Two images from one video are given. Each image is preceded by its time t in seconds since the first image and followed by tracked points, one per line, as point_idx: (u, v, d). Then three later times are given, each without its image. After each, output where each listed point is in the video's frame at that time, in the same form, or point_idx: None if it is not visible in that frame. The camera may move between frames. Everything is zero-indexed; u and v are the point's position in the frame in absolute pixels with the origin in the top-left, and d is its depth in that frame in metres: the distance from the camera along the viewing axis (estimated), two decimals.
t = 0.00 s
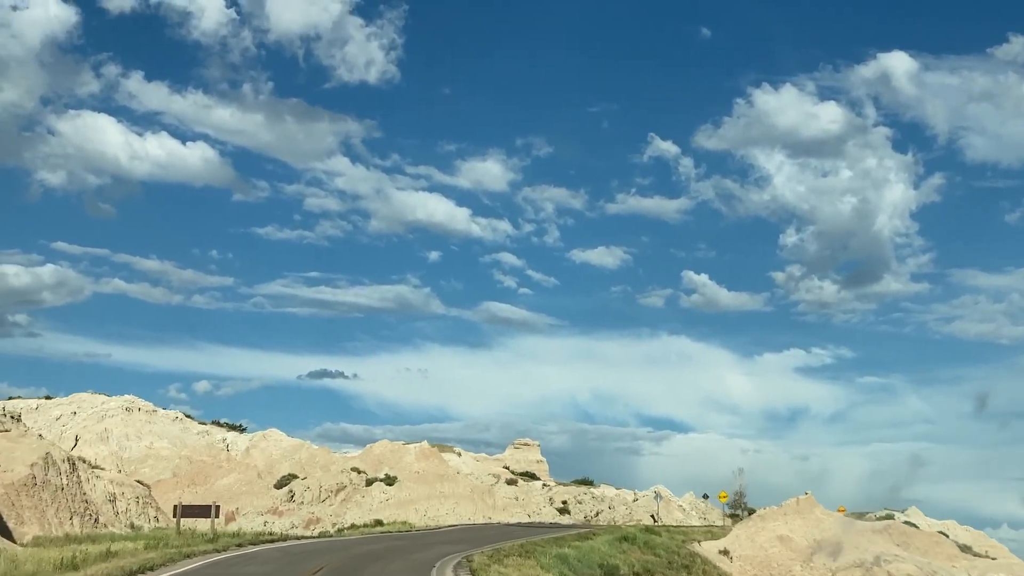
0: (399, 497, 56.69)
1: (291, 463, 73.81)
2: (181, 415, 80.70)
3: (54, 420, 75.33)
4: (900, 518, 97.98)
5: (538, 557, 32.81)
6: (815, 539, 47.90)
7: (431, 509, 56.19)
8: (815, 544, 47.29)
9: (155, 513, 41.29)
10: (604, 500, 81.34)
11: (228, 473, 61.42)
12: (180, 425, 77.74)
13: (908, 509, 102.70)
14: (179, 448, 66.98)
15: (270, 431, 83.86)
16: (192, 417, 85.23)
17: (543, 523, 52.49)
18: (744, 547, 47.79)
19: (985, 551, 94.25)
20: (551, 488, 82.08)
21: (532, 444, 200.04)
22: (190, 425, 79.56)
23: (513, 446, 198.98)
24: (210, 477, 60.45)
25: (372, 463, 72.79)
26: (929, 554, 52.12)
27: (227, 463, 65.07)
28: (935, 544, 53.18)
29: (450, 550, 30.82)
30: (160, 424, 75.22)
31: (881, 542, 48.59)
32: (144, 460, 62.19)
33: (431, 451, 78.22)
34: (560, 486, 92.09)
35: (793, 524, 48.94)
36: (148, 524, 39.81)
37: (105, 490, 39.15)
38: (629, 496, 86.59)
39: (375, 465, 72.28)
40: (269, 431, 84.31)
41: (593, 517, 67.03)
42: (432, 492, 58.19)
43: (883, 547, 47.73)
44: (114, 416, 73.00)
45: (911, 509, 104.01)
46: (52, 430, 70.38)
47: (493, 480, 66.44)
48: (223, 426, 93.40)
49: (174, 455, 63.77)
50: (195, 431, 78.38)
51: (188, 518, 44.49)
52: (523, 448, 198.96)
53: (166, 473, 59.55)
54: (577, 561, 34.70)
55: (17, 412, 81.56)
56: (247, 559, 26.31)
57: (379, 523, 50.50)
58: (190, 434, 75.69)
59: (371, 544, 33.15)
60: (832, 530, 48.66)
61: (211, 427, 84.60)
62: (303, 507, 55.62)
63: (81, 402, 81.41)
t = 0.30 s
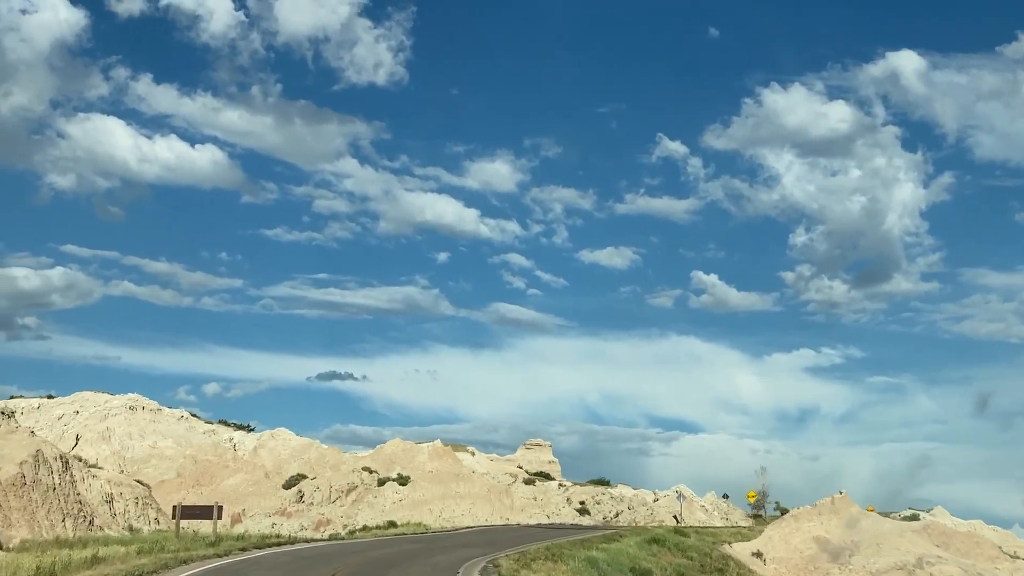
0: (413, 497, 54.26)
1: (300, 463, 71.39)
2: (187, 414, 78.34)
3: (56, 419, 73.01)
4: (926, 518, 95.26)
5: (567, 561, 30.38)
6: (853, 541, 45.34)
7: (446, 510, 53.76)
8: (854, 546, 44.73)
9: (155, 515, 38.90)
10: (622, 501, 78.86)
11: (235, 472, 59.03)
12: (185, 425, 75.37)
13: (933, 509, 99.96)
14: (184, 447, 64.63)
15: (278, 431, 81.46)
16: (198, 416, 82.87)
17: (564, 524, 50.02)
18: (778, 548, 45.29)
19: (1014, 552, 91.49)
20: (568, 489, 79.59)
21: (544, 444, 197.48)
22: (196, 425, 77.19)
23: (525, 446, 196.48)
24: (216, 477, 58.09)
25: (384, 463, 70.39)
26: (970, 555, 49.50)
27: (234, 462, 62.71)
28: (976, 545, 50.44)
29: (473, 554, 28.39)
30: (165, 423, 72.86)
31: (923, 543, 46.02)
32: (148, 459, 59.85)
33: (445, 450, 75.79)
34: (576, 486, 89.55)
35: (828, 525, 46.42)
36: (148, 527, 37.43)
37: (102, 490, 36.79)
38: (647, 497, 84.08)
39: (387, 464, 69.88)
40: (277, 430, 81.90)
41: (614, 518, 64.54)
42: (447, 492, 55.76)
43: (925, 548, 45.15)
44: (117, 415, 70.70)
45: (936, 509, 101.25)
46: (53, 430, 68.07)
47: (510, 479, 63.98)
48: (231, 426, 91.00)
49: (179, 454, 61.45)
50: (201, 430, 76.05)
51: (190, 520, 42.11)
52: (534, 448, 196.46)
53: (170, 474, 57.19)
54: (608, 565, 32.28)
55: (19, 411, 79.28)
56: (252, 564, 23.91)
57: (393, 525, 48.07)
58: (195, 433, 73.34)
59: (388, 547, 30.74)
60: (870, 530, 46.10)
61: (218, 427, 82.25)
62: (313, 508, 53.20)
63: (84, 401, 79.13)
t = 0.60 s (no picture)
0: (423, 498, 51.94)
1: (305, 462, 69.06)
2: (189, 413, 76.02)
3: (54, 418, 70.75)
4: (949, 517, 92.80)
5: (595, 565, 28.05)
6: (888, 542, 43.05)
7: (458, 511, 51.44)
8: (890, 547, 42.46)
9: (150, 516, 36.58)
10: (638, 501, 76.56)
11: (237, 472, 56.72)
12: (187, 424, 73.08)
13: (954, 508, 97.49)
14: (185, 446, 62.33)
15: (283, 430, 79.12)
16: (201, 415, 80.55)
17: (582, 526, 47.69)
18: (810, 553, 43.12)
19: None
20: (582, 489, 77.29)
21: (552, 444, 195.12)
22: (198, 424, 74.89)
23: (532, 447, 194.17)
24: (217, 477, 55.76)
25: (392, 462, 68.05)
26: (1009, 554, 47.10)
27: (237, 461, 60.40)
28: (1015, 545, 47.99)
29: (494, 558, 26.05)
30: (166, 422, 70.58)
31: (961, 543, 43.67)
32: (147, 459, 57.53)
33: (455, 449, 73.47)
34: (589, 486, 87.13)
35: (861, 527, 44.12)
36: (142, 529, 35.13)
37: (93, 490, 34.48)
38: (663, 497, 81.79)
39: (395, 463, 67.55)
40: (282, 430, 79.59)
41: (631, 520, 62.21)
42: (459, 492, 53.45)
43: (965, 549, 42.78)
44: (116, 414, 68.41)
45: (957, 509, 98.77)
46: (51, 429, 65.78)
47: (523, 479, 61.65)
48: (234, 425, 88.66)
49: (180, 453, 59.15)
50: (203, 430, 73.74)
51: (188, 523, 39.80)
52: (542, 448, 194.13)
53: (169, 475, 54.86)
54: (637, 569, 29.95)
55: (16, 410, 77.03)
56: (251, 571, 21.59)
57: (404, 526, 45.73)
58: (197, 433, 71.04)
59: (400, 550, 28.39)
60: (905, 531, 43.75)
61: (222, 426, 79.97)
62: (318, 509, 50.89)
63: (83, 399, 76.86)
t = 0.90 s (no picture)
0: (429, 498, 49.62)
1: (305, 463, 66.71)
2: (185, 412, 73.69)
3: (45, 417, 68.46)
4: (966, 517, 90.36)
5: (620, 570, 25.72)
6: (922, 543, 40.59)
7: (465, 513, 49.10)
8: (924, 548, 40.02)
9: (138, 518, 34.27)
10: (649, 501, 74.24)
11: (234, 472, 54.40)
12: (183, 423, 70.75)
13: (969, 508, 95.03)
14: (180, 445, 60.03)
15: (282, 429, 76.76)
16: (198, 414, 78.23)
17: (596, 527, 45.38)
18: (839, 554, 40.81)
19: None
20: (591, 488, 74.97)
21: (554, 445, 192.68)
22: (194, 423, 72.57)
23: (535, 448, 191.72)
24: (213, 477, 53.44)
25: (395, 462, 65.70)
26: None
27: (234, 460, 58.07)
28: None
29: (512, 563, 23.73)
30: (161, 421, 68.25)
31: (999, 543, 41.19)
32: (140, 459, 55.20)
33: (460, 448, 71.12)
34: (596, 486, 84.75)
35: (892, 526, 41.69)
36: (129, 532, 32.82)
37: (76, 490, 32.15)
38: (673, 496, 79.44)
39: (398, 463, 65.19)
40: (281, 429, 77.24)
41: (644, 522, 59.85)
42: (466, 492, 51.10)
43: (1003, 549, 40.32)
44: (109, 412, 66.08)
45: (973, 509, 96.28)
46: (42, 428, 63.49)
47: (531, 478, 59.29)
48: (232, 425, 86.29)
49: (174, 452, 56.85)
50: (199, 429, 71.38)
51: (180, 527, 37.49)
52: (544, 448, 191.70)
53: (163, 476, 52.55)
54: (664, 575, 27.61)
55: (6, 410, 74.71)
56: None
57: (409, 528, 43.39)
58: (193, 432, 68.72)
59: (409, 554, 26.07)
60: (940, 530, 41.31)
61: (219, 425, 77.64)
62: (319, 510, 48.57)
63: (76, 398, 74.55)
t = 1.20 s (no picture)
0: (429, 499, 47.23)
1: (300, 463, 64.24)
2: (174, 412, 71.18)
3: (29, 417, 65.97)
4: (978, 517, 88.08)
5: None
6: (953, 545, 38.18)
7: (467, 515, 46.72)
8: (955, 550, 37.62)
9: (117, 521, 31.83)
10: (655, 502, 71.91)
11: (225, 472, 51.98)
12: (173, 423, 68.29)
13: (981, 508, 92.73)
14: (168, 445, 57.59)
15: (275, 429, 74.31)
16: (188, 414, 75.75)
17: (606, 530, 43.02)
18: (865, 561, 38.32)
19: None
20: (595, 489, 72.62)
21: (552, 446, 190.22)
22: (184, 423, 70.09)
23: (532, 449, 189.23)
24: (202, 478, 51.00)
25: (392, 462, 63.28)
26: None
27: (224, 460, 55.62)
28: None
29: (527, 569, 21.37)
30: (149, 421, 65.78)
31: None
32: (126, 459, 52.75)
33: (460, 448, 68.72)
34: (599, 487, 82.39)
35: (920, 529, 39.28)
36: (106, 536, 30.40)
37: (49, 491, 29.71)
38: (679, 497, 77.11)
39: (395, 463, 62.79)
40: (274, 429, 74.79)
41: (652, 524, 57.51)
42: (468, 493, 48.72)
43: None
44: (95, 411, 63.61)
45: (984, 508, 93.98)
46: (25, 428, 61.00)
47: (535, 479, 56.91)
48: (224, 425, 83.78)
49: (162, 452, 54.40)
50: (189, 429, 68.91)
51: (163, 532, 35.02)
52: (541, 449, 189.20)
53: (149, 477, 50.10)
54: None
55: None
56: None
57: (408, 531, 40.99)
58: (183, 432, 66.25)
59: (411, 560, 23.65)
60: (971, 531, 38.87)
61: (210, 425, 75.17)
62: (313, 512, 46.14)
63: (62, 398, 72.05)
